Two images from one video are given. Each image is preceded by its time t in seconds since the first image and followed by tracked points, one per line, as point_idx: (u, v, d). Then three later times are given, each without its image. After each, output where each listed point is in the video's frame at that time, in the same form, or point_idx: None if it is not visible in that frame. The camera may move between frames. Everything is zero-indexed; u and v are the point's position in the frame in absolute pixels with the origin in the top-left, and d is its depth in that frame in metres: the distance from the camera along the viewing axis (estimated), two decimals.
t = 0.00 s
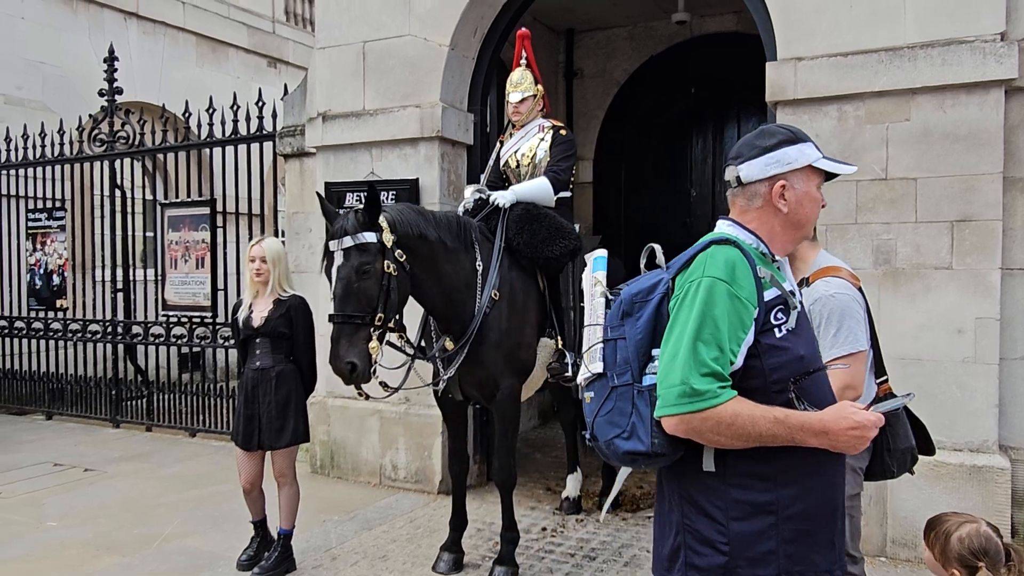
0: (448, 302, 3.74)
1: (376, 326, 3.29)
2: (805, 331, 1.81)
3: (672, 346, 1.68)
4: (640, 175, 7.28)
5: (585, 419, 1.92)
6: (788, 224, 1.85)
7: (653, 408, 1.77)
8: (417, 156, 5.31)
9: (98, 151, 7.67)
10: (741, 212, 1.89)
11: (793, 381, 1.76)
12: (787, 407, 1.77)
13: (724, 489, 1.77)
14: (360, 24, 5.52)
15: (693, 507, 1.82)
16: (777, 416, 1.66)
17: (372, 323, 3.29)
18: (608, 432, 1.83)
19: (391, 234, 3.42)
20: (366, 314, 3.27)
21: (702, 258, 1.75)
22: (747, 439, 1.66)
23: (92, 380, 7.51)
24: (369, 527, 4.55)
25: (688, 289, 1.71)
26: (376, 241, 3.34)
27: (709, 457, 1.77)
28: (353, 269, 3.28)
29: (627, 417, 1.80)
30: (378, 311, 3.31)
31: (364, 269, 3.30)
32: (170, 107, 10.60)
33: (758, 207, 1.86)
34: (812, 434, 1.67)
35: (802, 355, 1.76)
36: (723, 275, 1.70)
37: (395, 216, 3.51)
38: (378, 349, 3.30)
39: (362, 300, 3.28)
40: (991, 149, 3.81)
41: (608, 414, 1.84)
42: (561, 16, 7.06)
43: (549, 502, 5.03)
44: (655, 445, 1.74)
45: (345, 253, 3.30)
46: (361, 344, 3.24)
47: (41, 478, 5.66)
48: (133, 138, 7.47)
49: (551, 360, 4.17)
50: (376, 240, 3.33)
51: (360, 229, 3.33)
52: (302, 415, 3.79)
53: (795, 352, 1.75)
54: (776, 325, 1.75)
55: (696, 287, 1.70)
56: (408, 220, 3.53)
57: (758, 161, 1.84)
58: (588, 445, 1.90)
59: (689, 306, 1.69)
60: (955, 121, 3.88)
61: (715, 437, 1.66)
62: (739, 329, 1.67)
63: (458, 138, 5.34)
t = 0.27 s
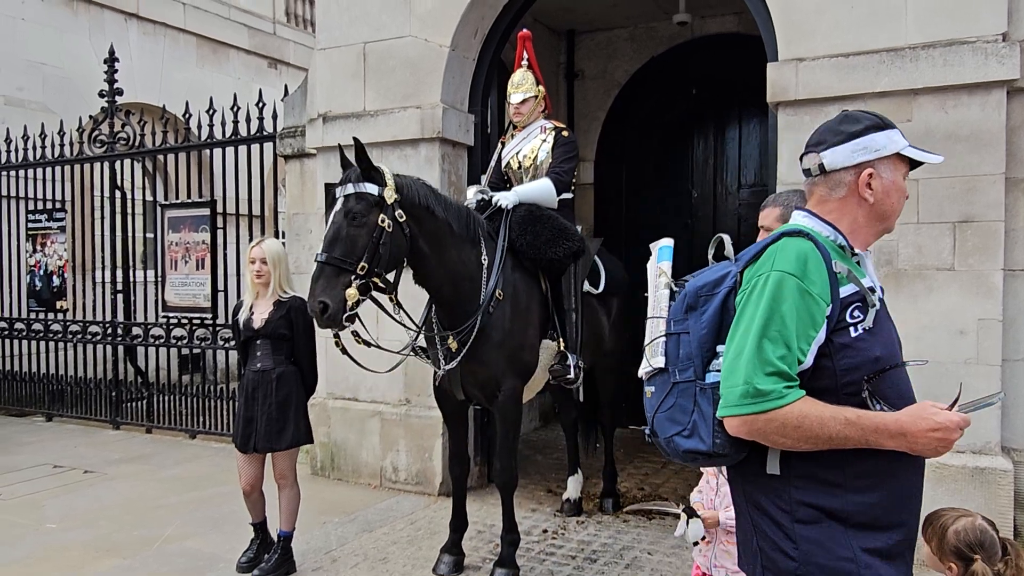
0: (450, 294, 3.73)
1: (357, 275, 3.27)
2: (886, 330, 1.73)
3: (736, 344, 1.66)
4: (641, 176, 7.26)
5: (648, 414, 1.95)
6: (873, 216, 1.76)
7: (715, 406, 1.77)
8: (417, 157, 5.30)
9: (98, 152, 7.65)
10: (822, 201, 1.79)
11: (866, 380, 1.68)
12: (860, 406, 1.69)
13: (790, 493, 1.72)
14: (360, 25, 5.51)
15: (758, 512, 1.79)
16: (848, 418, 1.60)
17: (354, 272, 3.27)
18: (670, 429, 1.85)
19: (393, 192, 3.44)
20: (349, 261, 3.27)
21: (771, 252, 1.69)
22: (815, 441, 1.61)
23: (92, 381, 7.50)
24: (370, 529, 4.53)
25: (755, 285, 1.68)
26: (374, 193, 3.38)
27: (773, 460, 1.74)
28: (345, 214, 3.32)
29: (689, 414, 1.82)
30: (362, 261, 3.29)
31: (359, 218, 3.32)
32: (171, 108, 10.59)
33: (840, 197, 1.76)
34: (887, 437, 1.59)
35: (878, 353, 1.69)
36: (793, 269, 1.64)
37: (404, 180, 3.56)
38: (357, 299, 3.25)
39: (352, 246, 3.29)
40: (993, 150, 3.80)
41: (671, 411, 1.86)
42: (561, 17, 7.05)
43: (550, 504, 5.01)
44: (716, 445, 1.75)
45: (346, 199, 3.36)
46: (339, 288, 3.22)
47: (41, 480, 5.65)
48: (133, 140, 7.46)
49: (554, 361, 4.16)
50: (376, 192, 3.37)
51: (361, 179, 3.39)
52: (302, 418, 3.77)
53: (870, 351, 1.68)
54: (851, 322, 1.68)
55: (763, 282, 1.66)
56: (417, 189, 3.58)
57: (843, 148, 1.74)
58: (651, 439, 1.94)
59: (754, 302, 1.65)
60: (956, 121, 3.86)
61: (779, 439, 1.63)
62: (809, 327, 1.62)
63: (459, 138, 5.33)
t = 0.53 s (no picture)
0: (450, 289, 3.73)
1: (347, 246, 3.28)
2: (985, 349, 1.61)
3: (840, 367, 1.51)
4: (640, 176, 7.27)
5: (721, 437, 1.75)
6: (969, 222, 1.63)
7: (808, 435, 1.60)
8: (418, 157, 5.31)
9: (98, 153, 7.65)
10: (914, 202, 1.66)
11: (976, 407, 1.55)
12: (968, 435, 1.57)
13: (886, 524, 1.61)
14: (361, 25, 5.52)
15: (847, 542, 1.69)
16: (962, 450, 1.48)
17: (344, 243, 3.28)
18: (752, 457, 1.66)
19: (394, 172, 3.47)
20: (341, 231, 3.29)
21: (873, 260, 1.55)
22: (927, 476, 1.49)
23: (92, 382, 7.51)
24: (370, 529, 4.54)
25: (856, 300, 1.53)
26: (374, 169, 3.42)
27: (868, 491, 1.62)
28: (343, 187, 3.37)
29: (776, 441, 1.63)
30: (353, 234, 3.30)
31: (355, 191, 3.36)
32: (170, 108, 10.60)
33: (937, 200, 1.63)
34: (1003, 472, 1.47)
35: (984, 377, 1.57)
36: (900, 283, 1.50)
37: (408, 164, 3.59)
38: (343, 270, 3.25)
39: (345, 215, 3.32)
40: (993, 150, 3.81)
41: (753, 436, 1.67)
42: (561, 18, 7.06)
43: (550, 505, 5.02)
44: (811, 478, 1.58)
45: (346, 173, 3.42)
46: (328, 256, 3.24)
47: (41, 480, 5.65)
48: (134, 140, 7.46)
49: (556, 362, 4.18)
50: (376, 168, 3.41)
51: (364, 155, 3.44)
52: (304, 418, 3.78)
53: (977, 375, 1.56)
54: (953, 340, 1.56)
55: (869, 298, 1.51)
56: (420, 173, 3.60)
57: (945, 146, 1.59)
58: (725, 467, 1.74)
59: (861, 321, 1.50)
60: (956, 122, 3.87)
61: (888, 473, 1.49)
62: (917, 348, 1.49)
63: (459, 139, 5.34)
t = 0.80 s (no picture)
0: (445, 288, 3.73)
1: (333, 250, 3.30)
2: None
3: (977, 371, 1.57)
4: (639, 177, 7.27)
5: (830, 453, 1.79)
6: None
7: (935, 450, 1.65)
8: (417, 158, 5.31)
9: (97, 153, 7.64)
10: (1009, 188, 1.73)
11: None
12: None
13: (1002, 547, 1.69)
14: (360, 26, 5.52)
15: (952, 562, 1.74)
16: None
17: (330, 246, 3.30)
18: (872, 477, 1.72)
19: (382, 176, 3.47)
20: (328, 235, 3.31)
21: (996, 258, 1.61)
22: None
23: (91, 382, 7.50)
24: (369, 531, 4.53)
25: (986, 300, 1.59)
26: (361, 173, 3.42)
27: (996, 513, 1.67)
28: (331, 192, 3.38)
29: (899, 459, 1.68)
30: (339, 237, 3.32)
31: (341, 196, 3.37)
32: (170, 109, 10.59)
33: None
34: None
35: None
36: None
37: (398, 167, 3.59)
38: (330, 273, 3.27)
39: (331, 220, 3.33)
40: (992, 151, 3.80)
41: (870, 453, 1.72)
42: (560, 19, 7.07)
43: (549, 506, 5.01)
44: (940, 496, 1.64)
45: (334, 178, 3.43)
46: (314, 259, 3.26)
47: (40, 481, 5.64)
48: (133, 140, 7.46)
49: (556, 363, 4.14)
50: (362, 173, 3.41)
51: (352, 160, 3.45)
52: (302, 418, 3.77)
53: None
54: None
55: (1001, 295, 1.57)
56: (409, 176, 3.59)
57: None
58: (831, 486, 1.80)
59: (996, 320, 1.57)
60: (955, 123, 3.87)
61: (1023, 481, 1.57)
62: None
63: (459, 140, 5.34)
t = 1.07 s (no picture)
0: (444, 289, 3.72)
1: (333, 254, 3.30)
2: None
3: None
4: (641, 177, 7.26)
5: (950, 472, 1.82)
6: None
7: None
8: (418, 158, 5.31)
9: (99, 154, 7.65)
10: None
11: None
12: None
13: None
14: (362, 27, 5.52)
15: None
16: None
17: (329, 251, 3.30)
18: (1008, 499, 1.73)
19: (379, 179, 3.47)
20: (327, 239, 3.31)
21: None
22: None
23: (93, 382, 7.51)
24: (370, 531, 4.53)
25: None
26: (358, 177, 3.42)
27: None
28: (328, 196, 3.38)
29: None
30: (338, 241, 3.32)
31: (340, 199, 3.37)
32: (171, 109, 10.60)
33: None
34: None
35: None
36: None
37: (394, 171, 3.58)
38: (330, 277, 3.27)
39: (329, 224, 3.33)
40: (995, 152, 3.80)
41: (1004, 473, 1.74)
42: (562, 20, 7.07)
43: (550, 507, 5.01)
44: None
45: (331, 182, 3.43)
46: (314, 263, 3.26)
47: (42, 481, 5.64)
48: (134, 141, 7.46)
49: (557, 363, 4.14)
50: (359, 177, 3.41)
51: (348, 163, 3.45)
52: (304, 419, 3.77)
53: None
54: None
55: None
56: (405, 178, 3.59)
57: None
58: (957, 507, 1.80)
59: None
60: (957, 124, 3.87)
61: None
62: None
63: (460, 140, 5.33)
